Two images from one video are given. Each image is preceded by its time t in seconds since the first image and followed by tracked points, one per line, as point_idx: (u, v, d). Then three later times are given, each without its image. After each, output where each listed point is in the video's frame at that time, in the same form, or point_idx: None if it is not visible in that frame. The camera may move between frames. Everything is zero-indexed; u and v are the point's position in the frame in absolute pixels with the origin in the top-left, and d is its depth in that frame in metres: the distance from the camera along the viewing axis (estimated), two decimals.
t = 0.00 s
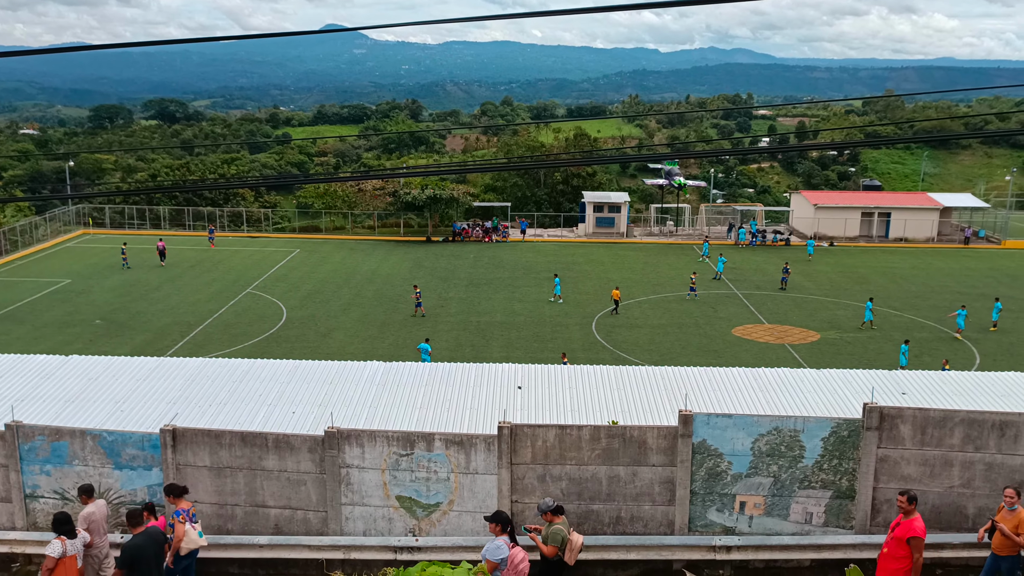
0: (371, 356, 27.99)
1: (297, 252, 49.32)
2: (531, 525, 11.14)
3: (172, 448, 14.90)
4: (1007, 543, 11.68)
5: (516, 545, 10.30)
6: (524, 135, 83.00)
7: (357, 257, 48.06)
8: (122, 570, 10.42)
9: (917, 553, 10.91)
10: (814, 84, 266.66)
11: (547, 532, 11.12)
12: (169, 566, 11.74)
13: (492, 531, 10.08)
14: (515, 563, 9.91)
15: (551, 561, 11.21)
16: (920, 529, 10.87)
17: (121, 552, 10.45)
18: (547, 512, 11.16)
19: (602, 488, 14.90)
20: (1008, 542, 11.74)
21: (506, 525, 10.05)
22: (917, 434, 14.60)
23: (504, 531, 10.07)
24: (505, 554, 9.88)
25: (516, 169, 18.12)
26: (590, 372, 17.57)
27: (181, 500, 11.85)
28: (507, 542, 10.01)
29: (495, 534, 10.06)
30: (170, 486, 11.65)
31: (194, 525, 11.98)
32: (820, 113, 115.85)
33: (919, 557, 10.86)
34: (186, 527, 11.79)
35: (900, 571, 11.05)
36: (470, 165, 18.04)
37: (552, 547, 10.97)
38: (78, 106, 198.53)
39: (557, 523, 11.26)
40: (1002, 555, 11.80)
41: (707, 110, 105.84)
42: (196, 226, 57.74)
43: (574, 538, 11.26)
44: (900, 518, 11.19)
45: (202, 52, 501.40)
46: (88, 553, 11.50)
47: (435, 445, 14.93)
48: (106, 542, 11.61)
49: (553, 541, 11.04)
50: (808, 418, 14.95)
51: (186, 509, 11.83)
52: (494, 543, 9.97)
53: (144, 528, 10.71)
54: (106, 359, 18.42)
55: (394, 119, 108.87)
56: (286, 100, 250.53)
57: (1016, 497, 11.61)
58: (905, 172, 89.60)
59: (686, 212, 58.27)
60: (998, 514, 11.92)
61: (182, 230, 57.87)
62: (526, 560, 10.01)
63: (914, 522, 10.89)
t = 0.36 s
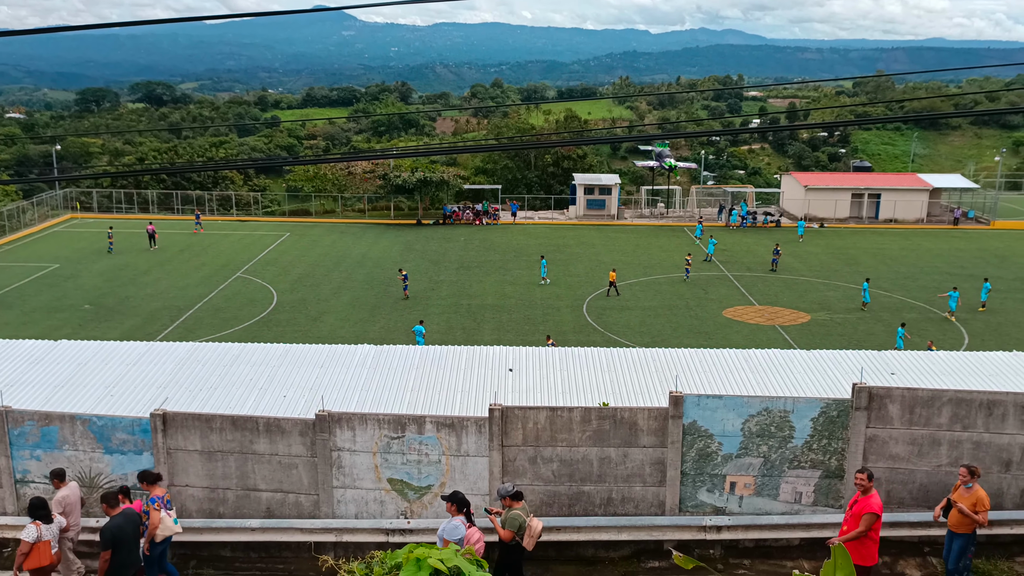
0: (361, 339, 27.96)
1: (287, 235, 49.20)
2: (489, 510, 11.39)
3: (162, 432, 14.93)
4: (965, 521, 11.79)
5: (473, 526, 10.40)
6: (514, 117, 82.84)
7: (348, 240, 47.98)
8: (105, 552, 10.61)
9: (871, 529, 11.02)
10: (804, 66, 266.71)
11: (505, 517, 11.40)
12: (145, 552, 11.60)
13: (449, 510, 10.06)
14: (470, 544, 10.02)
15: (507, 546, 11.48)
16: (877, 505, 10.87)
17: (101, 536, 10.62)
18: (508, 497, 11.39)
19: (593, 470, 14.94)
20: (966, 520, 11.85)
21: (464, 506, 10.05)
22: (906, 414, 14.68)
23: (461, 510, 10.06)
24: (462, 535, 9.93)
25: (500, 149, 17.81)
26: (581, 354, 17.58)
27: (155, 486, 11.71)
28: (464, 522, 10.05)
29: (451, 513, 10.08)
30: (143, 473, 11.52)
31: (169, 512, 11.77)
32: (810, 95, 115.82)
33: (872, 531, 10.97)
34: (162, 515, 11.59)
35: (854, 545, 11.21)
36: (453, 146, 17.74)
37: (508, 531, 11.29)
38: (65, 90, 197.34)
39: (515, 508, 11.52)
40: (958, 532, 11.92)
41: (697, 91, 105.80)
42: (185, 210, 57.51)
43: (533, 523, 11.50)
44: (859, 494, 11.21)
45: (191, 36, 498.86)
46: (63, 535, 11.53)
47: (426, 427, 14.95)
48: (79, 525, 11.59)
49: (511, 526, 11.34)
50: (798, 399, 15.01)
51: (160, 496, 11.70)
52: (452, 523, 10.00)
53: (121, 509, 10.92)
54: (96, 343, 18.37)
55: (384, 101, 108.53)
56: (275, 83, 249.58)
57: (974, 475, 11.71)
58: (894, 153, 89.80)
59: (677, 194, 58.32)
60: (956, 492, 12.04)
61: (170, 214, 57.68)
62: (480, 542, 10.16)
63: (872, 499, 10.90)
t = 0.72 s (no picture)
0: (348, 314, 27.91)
1: (273, 210, 48.96)
2: (443, 479, 11.35)
3: (149, 408, 14.94)
4: (915, 493, 12.31)
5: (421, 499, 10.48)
6: (500, 90, 82.43)
7: (333, 214, 47.80)
8: (82, 527, 11.03)
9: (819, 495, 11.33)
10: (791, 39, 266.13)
11: (459, 485, 11.47)
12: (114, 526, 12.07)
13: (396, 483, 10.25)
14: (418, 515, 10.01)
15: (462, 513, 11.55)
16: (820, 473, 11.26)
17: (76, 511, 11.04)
18: (462, 465, 11.38)
19: (580, 442, 15.02)
20: (914, 492, 12.37)
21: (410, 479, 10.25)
22: (889, 385, 14.80)
23: (407, 483, 10.27)
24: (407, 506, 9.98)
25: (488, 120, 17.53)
26: (568, 328, 17.59)
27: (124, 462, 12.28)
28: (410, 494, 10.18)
29: (398, 486, 10.25)
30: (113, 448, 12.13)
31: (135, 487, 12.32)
32: (797, 67, 115.64)
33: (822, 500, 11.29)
34: (129, 489, 12.08)
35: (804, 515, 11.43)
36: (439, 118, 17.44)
37: (463, 500, 11.32)
38: (44, 64, 194.72)
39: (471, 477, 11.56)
40: (909, 504, 12.38)
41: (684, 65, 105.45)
42: (169, 184, 57.11)
43: (487, 492, 11.50)
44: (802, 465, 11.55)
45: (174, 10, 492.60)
46: (34, 510, 11.61)
47: (414, 401, 14.97)
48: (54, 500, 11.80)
49: (465, 494, 11.40)
50: (783, 371, 15.10)
51: (129, 471, 12.26)
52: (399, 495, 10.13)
53: (90, 485, 11.26)
54: (80, 320, 18.28)
55: (368, 75, 107.76)
56: (259, 57, 246.97)
57: (925, 448, 12.28)
58: (880, 126, 90.04)
59: (664, 168, 58.32)
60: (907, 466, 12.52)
61: (154, 188, 57.28)
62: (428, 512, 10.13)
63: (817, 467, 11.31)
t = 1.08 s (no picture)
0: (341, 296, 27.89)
1: (265, 192, 48.83)
2: (402, 460, 10.91)
3: (141, 388, 14.94)
4: (872, 471, 12.38)
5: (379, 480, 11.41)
6: (494, 72, 82.26)
7: (327, 196, 47.69)
8: (45, 515, 11.09)
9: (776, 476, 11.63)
10: (787, 22, 265.85)
11: (418, 467, 10.89)
12: (88, 504, 12.27)
13: (353, 462, 11.11)
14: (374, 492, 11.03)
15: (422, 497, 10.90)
16: (777, 455, 11.57)
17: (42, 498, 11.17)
18: (419, 446, 11.01)
19: (573, 424, 15.06)
20: (873, 471, 12.43)
21: (366, 458, 11.10)
22: (880, 366, 14.87)
23: (364, 462, 11.08)
24: (364, 484, 10.93)
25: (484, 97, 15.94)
26: (561, 310, 17.62)
27: (98, 442, 12.42)
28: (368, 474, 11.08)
29: (354, 465, 11.06)
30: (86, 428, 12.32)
31: (110, 467, 12.49)
32: (791, 49, 115.50)
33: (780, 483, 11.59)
34: (103, 469, 12.30)
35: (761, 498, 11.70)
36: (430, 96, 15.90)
37: (422, 481, 10.71)
38: (35, 44, 193.62)
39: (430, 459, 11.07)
40: (868, 483, 12.50)
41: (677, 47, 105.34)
42: (160, 166, 56.94)
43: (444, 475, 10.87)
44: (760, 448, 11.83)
45: None
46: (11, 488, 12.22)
47: (407, 382, 14.97)
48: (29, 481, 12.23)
49: (423, 476, 10.78)
50: (775, 352, 15.15)
51: (103, 451, 12.40)
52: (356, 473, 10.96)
53: (59, 473, 11.35)
54: (73, 302, 18.25)
55: (362, 56, 107.37)
56: (252, 39, 245.59)
57: (881, 428, 12.31)
58: (874, 109, 90.28)
59: (657, 150, 58.30)
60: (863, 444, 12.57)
61: (146, 170, 57.09)
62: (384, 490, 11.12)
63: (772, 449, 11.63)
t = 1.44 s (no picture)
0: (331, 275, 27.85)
1: (255, 171, 48.57)
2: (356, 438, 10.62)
3: (130, 367, 14.90)
4: (824, 450, 12.48)
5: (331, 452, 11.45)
6: (484, 51, 81.89)
7: (316, 176, 47.49)
8: (14, 494, 11.10)
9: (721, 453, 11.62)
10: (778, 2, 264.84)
11: (376, 445, 10.65)
12: (60, 486, 12.22)
13: (305, 439, 11.18)
14: (327, 468, 11.07)
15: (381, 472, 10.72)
16: (728, 435, 11.43)
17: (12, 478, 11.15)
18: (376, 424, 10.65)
19: (562, 403, 15.06)
20: (824, 450, 12.57)
21: (318, 435, 11.17)
22: (868, 346, 14.93)
23: (317, 439, 11.20)
24: (317, 461, 10.93)
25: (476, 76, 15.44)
26: (551, 290, 17.61)
27: (69, 423, 12.42)
28: (320, 449, 11.15)
29: (309, 443, 11.17)
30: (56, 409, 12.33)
31: (80, 448, 12.42)
32: (782, 28, 115.25)
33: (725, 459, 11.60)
34: (73, 449, 12.23)
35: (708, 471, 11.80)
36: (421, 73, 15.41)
37: (376, 459, 10.41)
38: (19, 21, 191.19)
39: (387, 437, 10.78)
40: (818, 462, 12.66)
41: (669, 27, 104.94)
42: (148, 145, 56.59)
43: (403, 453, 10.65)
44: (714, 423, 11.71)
45: None
46: None
47: (396, 361, 14.97)
48: (9, 457, 12.39)
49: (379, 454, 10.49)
50: (764, 331, 15.18)
51: (73, 432, 12.39)
52: (308, 449, 11.12)
53: (31, 451, 11.35)
54: (60, 281, 18.15)
55: (351, 35, 106.68)
56: (241, 18, 243.46)
57: (834, 407, 12.52)
58: (865, 89, 90.17)
59: (648, 130, 58.26)
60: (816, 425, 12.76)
61: (134, 148, 56.72)
62: (338, 465, 11.18)
63: (722, 427, 11.47)
